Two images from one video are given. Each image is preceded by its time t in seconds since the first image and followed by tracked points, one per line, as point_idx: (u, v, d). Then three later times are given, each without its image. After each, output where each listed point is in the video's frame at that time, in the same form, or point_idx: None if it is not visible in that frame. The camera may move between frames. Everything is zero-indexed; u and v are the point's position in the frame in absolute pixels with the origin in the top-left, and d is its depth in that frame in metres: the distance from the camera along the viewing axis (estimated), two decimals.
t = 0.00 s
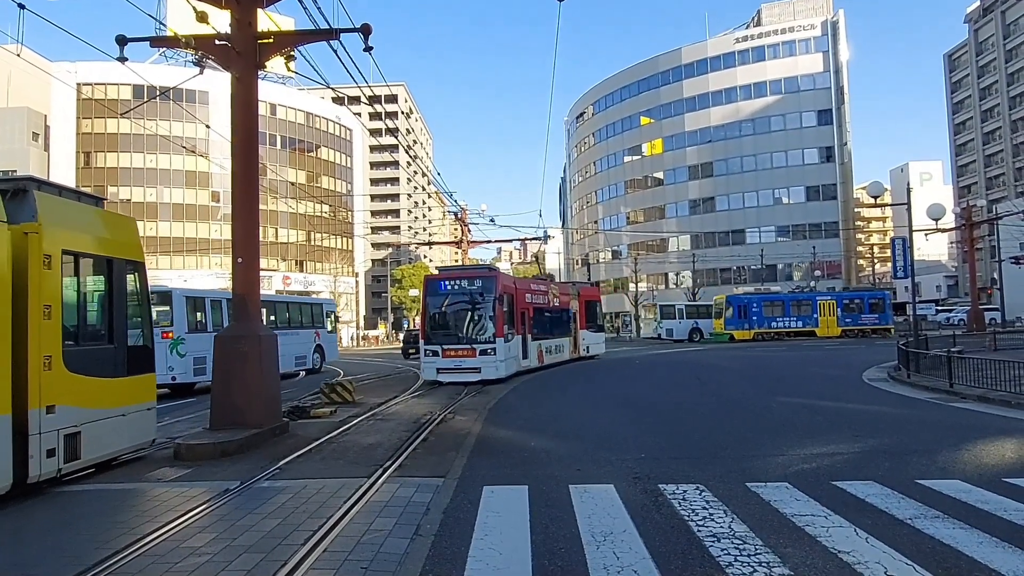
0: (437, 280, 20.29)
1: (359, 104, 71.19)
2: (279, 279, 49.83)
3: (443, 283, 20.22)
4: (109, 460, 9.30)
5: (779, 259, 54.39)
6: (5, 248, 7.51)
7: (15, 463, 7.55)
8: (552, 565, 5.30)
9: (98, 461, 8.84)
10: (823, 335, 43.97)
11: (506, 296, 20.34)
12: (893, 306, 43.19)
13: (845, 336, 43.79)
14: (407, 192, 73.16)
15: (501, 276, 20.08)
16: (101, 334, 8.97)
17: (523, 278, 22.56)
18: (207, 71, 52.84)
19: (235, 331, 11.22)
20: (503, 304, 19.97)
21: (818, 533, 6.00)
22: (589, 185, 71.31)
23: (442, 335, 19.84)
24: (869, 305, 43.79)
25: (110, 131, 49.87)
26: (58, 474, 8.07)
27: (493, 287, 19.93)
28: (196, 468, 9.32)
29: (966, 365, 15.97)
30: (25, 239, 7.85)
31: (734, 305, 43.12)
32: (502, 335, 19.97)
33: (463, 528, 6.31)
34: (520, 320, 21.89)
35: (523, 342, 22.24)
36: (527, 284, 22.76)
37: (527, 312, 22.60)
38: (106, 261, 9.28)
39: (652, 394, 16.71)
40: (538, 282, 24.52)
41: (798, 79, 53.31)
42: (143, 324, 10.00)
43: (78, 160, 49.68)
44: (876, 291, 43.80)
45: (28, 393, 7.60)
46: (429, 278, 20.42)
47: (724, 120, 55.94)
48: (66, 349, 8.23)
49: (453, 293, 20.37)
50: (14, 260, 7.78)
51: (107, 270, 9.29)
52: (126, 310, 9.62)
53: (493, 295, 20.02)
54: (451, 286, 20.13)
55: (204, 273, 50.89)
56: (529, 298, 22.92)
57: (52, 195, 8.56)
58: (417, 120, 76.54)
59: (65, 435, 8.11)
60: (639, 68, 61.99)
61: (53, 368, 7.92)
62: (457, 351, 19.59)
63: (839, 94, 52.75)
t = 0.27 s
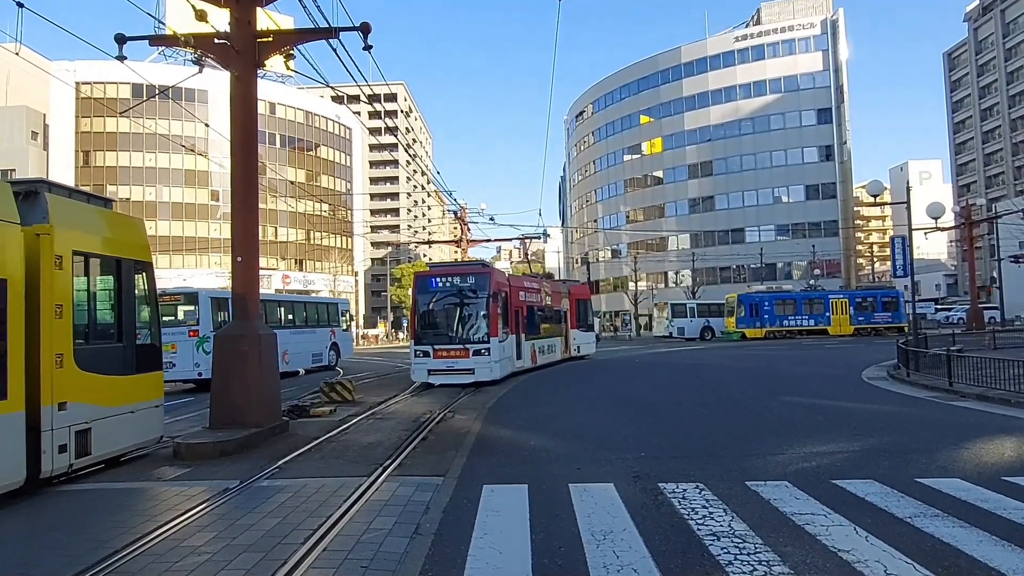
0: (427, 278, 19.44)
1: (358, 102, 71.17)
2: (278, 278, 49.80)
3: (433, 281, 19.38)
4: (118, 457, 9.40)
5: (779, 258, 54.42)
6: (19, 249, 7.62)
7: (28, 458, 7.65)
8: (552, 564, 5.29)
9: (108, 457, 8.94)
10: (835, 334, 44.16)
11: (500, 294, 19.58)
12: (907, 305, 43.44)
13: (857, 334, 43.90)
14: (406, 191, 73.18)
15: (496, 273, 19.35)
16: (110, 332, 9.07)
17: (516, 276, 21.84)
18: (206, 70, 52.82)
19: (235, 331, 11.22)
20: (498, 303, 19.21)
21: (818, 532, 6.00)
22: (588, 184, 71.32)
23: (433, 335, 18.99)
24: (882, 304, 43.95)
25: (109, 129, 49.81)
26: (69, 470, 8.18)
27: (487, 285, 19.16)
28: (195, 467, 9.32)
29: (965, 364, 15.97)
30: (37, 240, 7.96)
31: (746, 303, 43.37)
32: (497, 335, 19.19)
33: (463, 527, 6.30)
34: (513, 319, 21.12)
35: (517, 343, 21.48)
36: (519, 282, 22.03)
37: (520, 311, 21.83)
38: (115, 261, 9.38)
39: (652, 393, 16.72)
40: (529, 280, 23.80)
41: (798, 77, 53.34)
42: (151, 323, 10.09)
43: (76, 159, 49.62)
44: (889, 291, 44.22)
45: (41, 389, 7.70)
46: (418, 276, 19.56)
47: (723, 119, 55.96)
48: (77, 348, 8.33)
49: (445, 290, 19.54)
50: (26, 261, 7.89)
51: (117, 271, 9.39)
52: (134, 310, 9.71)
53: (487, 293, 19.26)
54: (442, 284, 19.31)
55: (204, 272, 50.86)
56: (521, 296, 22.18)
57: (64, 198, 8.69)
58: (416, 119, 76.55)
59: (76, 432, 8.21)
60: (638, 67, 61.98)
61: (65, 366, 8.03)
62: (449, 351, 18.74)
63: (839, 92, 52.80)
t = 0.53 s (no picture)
0: (418, 275, 18.63)
1: (357, 102, 71.23)
2: (278, 277, 49.83)
3: (424, 278, 18.58)
4: (130, 452, 9.67)
5: (778, 257, 54.41)
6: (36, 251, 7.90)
7: (44, 453, 7.95)
8: (553, 563, 5.29)
9: (120, 452, 9.22)
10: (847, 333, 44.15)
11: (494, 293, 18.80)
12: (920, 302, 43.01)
13: (870, 333, 43.78)
14: (406, 190, 73.27)
15: (490, 270, 18.60)
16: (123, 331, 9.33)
17: (510, 273, 21.05)
18: (206, 69, 52.87)
19: (234, 330, 11.23)
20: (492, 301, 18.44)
21: (818, 531, 6.00)
22: (587, 183, 71.29)
23: (424, 335, 18.17)
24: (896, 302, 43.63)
25: (109, 129, 49.79)
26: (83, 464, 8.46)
27: (482, 282, 18.40)
28: (195, 466, 9.31)
29: (965, 363, 15.98)
30: (53, 242, 8.24)
31: (757, 302, 43.69)
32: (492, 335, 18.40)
33: (464, 526, 6.30)
34: (508, 319, 20.31)
35: (512, 343, 20.70)
36: (513, 281, 21.23)
37: (515, 310, 21.01)
38: (127, 262, 9.66)
39: (652, 392, 16.73)
40: (522, 278, 23.00)
41: (798, 76, 53.32)
42: (161, 322, 10.32)
43: (76, 158, 49.61)
44: (904, 288, 43.76)
45: (56, 386, 7.99)
46: (409, 273, 18.75)
47: (723, 118, 55.96)
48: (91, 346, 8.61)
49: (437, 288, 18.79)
50: (42, 263, 8.17)
51: (128, 271, 9.64)
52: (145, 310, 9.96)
53: (480, 291, 18.48)
54: (433, 281, 18.51)
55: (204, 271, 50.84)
56: (516, 295, 21.37)
57: (78, 202, 8.94)
58: (416, 118, 76.55)
59: (90, 427, 8.49)
60: (638, 65, 61.94)
61: (79, 363, 8.31)
62: (441, 352, 17.97)
63: (839, 91, 52.85)
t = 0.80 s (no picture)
0: (406, 271, 17.62)
1: (357, 101, 71.27)
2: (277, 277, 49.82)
3: (412, 274, 17.57)
4: (144, 447, 9.96)
5: (778, 256, 54.41)
6: (54, 254, 8.12)
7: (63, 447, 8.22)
8: (553, 561, 5.30)
9: (134, 447, 9.50)
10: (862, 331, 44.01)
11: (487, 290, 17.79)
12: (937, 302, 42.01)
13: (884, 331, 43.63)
14: (406, 189, 73.35)
15: (482, 266, 17.62)
16: (136, 330, 9.58)
17: (504, 270, 20.05)
18: (205, 68, 52.88)
19: (233, 329, 11.23)
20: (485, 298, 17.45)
21: (817, 529, 6.01)
22: (587, 182, 71.29)
23: (412, 336, 17.20)
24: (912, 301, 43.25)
25: (108, 128, 49.78)
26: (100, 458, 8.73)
27: (474, 279, 17.40)
28: (194, 465, 9.31)
29: (964, 361, 15.99)
30: (72, 244, 8.46)
31: (772, 301, 43.91)
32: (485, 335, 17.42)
33: (464, 525, 6.30)
34: (501, 318, 19.28)
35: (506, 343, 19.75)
36: (506, 278, 20.20)
37: (509, 308, 19.97)
38: (140, 263, 9.90)
39: (651, 391, 16.73)
40: (514, 275, 21.93)
41: (797, 75, 53.28)
42: (172, 321, 10.58)
43: (75, 157, 49.61)
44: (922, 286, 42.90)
45: (75, 384, 8.25)
46: (396, 269, 17.73)
47: (723, 117, 55.96)
48: (107, 345, 8.86)
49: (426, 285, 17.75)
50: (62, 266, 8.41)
51: (141, 272, 9.88)
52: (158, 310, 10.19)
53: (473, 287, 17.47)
54: (423, 277, 17.50)
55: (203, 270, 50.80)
56: (510, 292, 20.33)
57: (96, 206, 9.19)
58: (415, 117, 76.57)
59: (107, 422, 8.78)
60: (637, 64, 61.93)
61: (97, 361, 8.57)
62: (431, 354, 16.99)
63: (838, 91, 52.95)
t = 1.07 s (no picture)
0: (394, 267, 16.57)
1: (356, 100, 71.26)
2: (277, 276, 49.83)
3: (401, 270, 16.52)
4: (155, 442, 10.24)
5: (777, 255, 54.41)
6: (74, 255, 8.47)
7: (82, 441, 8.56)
8: (552, 560, 5.31)
9: (148, 442, 9.83)
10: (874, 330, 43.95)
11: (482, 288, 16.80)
12: (949, 301, 42.28)
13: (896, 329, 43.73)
14: (405, 188, 73.39)
15: (475, 262, 16.59)
16: (150, 329, 9.90)
17: (497, 266, 19.04)
18: (204, 67, 52.88)
19: (232, 328, 11.22)
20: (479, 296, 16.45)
21: (816, 529, 6.01)
22: (586, 181, 71.31)
23: (402, 336, 16.18)
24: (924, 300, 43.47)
25: (107, 127, 49.78)
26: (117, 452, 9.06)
27: (466, 275, 16.36)
28: (194, 464, 9.31)
29: (963, 360, 15.98)
30: (90, 246, 8.82)
31: (783, 299, 43.82)
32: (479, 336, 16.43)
33: (463, 524, 6.31)
34: (496, 317, 18.28)
35: (500, 344, 18.77)
36: (500, 275, 19.18)
37: (503, 306, 18.94)
38: (155, 265, 10.27)
39: (650, 390, 16.76)
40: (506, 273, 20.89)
41: (797, 74, 53.24)
42: (184, 321, 10.93)
43: (75, 156, 49.63)
44: (932, 286, 43.22)
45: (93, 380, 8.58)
46: (384, 265, 16.68)
47: (722, 116, 55.91)
48: (124, 343, 9.20)
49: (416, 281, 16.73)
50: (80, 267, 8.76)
51: (156, 273, 10.25)
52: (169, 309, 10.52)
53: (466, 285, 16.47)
54: (412, 274, 16.46)
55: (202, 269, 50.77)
56: (504, 290, 19.31)
57: (112, 209, 9.52)
58: (415, 116, 76.57)
59: (123, 418, 9.10)
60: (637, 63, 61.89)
61: (114, 359, 8.91)
62: (421, 355, 15.99)
63: (837, 90, 52.98)
